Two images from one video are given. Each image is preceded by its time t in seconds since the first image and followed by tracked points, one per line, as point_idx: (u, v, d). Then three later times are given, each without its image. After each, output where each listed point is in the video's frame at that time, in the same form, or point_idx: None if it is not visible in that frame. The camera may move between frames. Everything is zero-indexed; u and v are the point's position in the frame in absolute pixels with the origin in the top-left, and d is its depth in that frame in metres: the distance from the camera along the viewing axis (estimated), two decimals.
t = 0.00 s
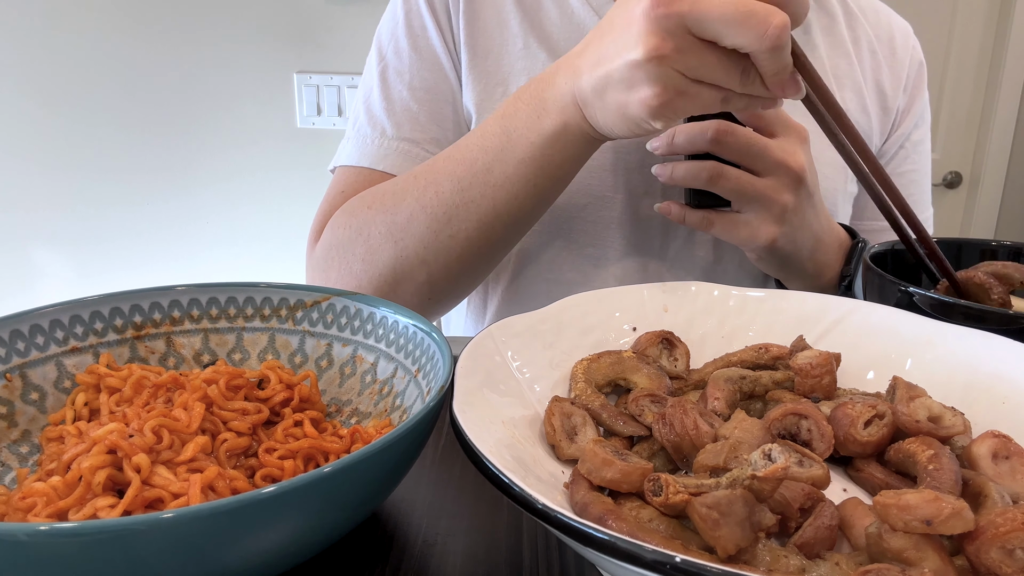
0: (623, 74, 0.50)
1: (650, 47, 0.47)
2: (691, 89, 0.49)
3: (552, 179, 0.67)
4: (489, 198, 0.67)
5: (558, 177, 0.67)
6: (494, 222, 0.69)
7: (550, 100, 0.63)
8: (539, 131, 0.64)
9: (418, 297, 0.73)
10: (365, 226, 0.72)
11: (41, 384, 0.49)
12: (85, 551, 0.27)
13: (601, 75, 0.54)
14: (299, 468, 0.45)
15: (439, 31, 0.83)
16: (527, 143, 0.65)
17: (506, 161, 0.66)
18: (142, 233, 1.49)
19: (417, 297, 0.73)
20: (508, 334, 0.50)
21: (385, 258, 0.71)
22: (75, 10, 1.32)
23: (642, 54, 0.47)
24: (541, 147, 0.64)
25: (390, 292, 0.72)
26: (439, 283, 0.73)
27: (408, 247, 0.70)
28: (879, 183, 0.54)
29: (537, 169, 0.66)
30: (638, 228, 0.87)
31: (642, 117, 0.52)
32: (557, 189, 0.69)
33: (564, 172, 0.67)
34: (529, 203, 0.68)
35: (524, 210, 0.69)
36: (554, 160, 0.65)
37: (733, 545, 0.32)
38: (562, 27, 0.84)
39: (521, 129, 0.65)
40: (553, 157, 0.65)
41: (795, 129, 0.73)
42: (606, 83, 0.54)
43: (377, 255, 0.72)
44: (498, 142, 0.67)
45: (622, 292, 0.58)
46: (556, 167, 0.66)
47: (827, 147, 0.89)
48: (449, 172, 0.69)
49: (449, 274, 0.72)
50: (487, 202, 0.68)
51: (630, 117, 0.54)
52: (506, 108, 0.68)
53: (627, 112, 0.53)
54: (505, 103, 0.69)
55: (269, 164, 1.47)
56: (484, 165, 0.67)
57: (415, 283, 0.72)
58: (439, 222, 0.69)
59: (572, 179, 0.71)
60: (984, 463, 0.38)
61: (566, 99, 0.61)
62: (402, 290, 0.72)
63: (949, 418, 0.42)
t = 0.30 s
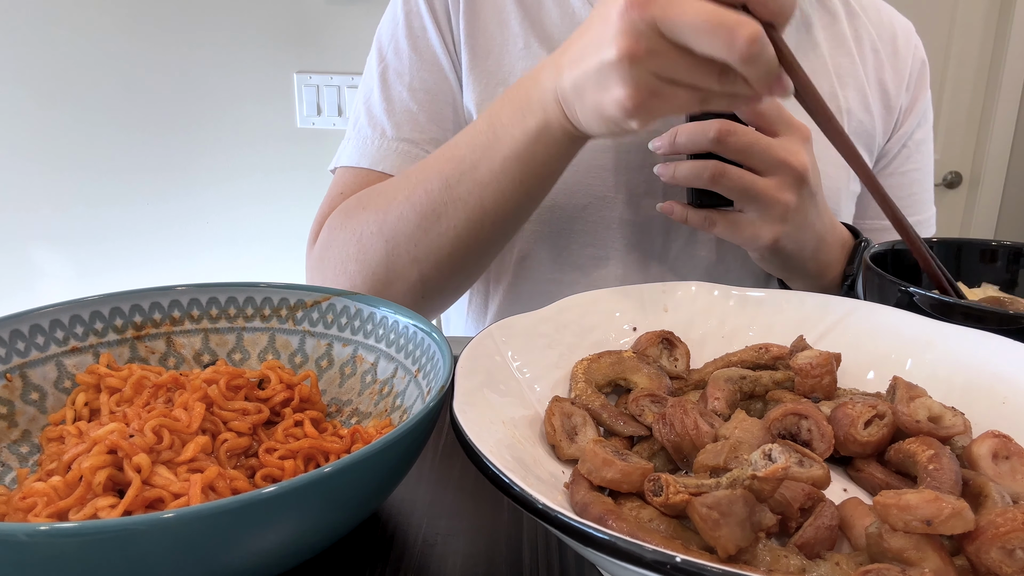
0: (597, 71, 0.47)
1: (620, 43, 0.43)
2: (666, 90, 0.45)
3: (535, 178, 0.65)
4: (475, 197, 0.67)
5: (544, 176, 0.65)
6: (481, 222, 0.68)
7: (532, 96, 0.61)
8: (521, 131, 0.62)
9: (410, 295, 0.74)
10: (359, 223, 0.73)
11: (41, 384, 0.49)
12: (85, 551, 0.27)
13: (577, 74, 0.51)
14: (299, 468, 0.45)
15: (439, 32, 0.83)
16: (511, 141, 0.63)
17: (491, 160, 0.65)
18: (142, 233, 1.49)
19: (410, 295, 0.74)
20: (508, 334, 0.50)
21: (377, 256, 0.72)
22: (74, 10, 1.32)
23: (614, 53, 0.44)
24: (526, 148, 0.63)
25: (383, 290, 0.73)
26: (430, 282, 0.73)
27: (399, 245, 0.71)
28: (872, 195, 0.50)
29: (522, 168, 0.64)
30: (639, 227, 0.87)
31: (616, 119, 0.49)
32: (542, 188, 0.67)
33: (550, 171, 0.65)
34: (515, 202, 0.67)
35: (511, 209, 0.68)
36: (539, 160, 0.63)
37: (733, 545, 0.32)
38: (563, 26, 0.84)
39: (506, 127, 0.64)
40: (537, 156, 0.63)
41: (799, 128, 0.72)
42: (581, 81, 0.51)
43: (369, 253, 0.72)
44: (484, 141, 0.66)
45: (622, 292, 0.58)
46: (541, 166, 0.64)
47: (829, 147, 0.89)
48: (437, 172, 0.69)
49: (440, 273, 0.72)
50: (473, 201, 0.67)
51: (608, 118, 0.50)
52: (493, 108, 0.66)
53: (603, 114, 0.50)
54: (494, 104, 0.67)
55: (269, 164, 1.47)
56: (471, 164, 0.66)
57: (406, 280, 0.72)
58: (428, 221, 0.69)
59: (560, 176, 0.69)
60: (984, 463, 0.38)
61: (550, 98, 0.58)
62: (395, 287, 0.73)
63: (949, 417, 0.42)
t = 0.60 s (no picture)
0: (625, 33, 0.52)
1: None
2: (691, 50, 0.49)
3: (547, 159, 0.66)
4: (485, 182, 0.67)
5: (555, 160, 0.67)
6: (490, 207, 0.69)
7: (545, 78, 0.64)
8: (535, 108, 0.64)
9: (415, 284, 0.73)
10: (362, 219, 0.73)
11: (41, 384, 0.49)
12: (85, 551, 0.27)
13: (603, 41, 0.55)
14: (299, 468, 0.45)
15: (439, 29, 0.83)
16: (523, 121, 0.65)
17: (501, 142, 0.66)
18: (142, 233, 1.49)
19: (415, 285, 0.73)
20: (508, 334, 0.50)
21: (383, 246, 0.71)
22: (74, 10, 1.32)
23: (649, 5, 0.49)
24: (539, 128, 0.64)
25: (388, 281, 0.72)
26: (436, 271, 0.73)
27: (406, 233, 0.70)
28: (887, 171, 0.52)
29: (532, 151, 0.66)
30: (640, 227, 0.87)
31: (640, 77, 0.52)
32: (552, 173, 0.68)
33: (561, 156, 0.67)
34: (526, 186, 0.68)
35: (521, 194, 0.68)
36: (551, 141, 0.65)
37: (733, 545, 0.32)
38: (563, 25, 0.84)
39: (518, 110, 0.66)
40: (547, 137, 0.65)
41: (798, 126, 0.72)
42: (608, 47, 0.55)
43: (374, 244, 0.72)
44: (495, 124, 0.67)
45: (622, 292, 0.58)
46: (552, 148, 0.65)
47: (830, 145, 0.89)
48: (446, 159, 0.69)
49: (446, 262, 0.72)
50: (483, 185, 0.68)
51: (629, 82, 0.54)
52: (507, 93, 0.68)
53: (626, 75, 0.53)
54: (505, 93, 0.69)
55: (269, 164, 1.47)
56: (482, 147, 0.67)
57: (414, 267, 0.72)
58: (436, 209, 0.69)
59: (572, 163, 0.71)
60: (984, 463, 0.38)
61: (567, 75, 0.62)
62: (400, 278, 0.72)
63: (949, 418, 0.42)
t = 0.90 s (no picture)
0: (641, 50, 0.52)
1: (674, 16, 0.49)
2: (710, 67, 0.49)
3: (554, 177, 0.67)
4: (492, 195, 0.68)
5: (562, 179, 0.67)
6: (497, 221, 0.69)
7: (555, 94, 0.65)
8: (542, 125, 0.65)
9: (418, 294, 0.73)
10: (368, 227, 0.72)
11: (41, 384, 0.49)
12: (85, 552, 0.27)
13: (617, 60, 0.56)
14: (299, 468, 0.45)
15: (439, 29, 0.83)
16: (532, 139, 0.65)
17: (510, 158, 0.67)
18: (142, 233, 1.49)
19: (418, 293, 0.73)
20: (508, 334, 0.50)
21: (387, 255, 0.71)
22: (74, 10, 1.32)
23: (666, 24, 0.49)
24: (547, 145, 0.65)
25: (390, 290, 0.72)
26: (439, 281, 0.73)
27: (410, 244, 0.70)
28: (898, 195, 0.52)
29: (541, 167, 0.66)
30: (643, 227, 0.87)
31: (657, 95, 0.53)
32: (559, 190, 0.69)
33: (569, 173, 0.67)
34: (534, 203, 0.68)
35: (528, 209, 0.69)
36: (559, 159, 0.66)
37: (733, 545, 0.31)
38: (564, 24, 0.84)
39: (528, 127, 0.66)
40: (555, 155, 0.65)
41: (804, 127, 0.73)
42: (622, 66, 0.55)
43: (378, 253, 0.71)
44: (504, 140, 0.67)
45: (622, 292, 0.58)
46: (559, 165, 0.66)
47: (832, 146, 0.89)
48: (452, 171, 0.70)
49: (450, 272, 0.72)
50: (490, 200, 0.68)
51: (645, 99, 0.54)
52: (516, 107, 0.69)
53: (642, 92, 0.54)
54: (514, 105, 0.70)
55: (269, 164, 1.47)
56: (489, 162, 0.68)
57: (416, 279, 0.72)
58: (442, 220, 0.69)
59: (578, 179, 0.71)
60: (984, 463, 0.38)
61: (579, 93, 0.62)
62: (403, 286, 0.72)
63: (949, 417, 0.42)
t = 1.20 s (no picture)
0: (647, 60, 0.51)
1: (680, 24, 0.47)
2: (718, 72, 0.48)
3: (561, 187, 0.66)
4: (497, 203, 0.67)
5: (569, 188, 0.67)
6: (500, 231, 0.69)
7: (564, 106, 0.63)
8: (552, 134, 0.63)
9: (422, 301, 0.74)
10: (368, 228, 0.72)
11: (41, 384, 0.49)
12: (85, 552, 0.27)
13: (624, 67, 0.54)
14: (299, 468, 0.45)
15: (441, 29, 0.84)
16: (541, 147, 0.65)
17: (518, 167, 0.66)
18: (142, 233, 1.49)
19: (421, 300, 0.74)
20: (507, 334, 0.50)
21: (390, 263, 0.72)
22: (74, 10, 1.32)
23: (670, 35, 0.48)
24: (556, 154, 0.64)
25: (394, 297, 0.73)
26: (442, 288, 0.73)
27: (413, 253, 0.71)
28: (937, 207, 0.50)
29: (550, 178, 0.65)
30: (645, 227, 0.87)
31: (666, 103, 0.51)
32: (564, 200, 0.68)
33: (574, 183, 0.67)
34: (540, 211, 0.68)
35: (534, 216, 0.69)
36: (567, 170, 0.65)
37: (733, 545, 0.32)
38: (567, 24, 0.84)
39: (535, 135, 0.65)
40: (566, 167, 0.64)
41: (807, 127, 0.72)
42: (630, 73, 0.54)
43: (381, 260, 0.72)
44: (511, 151, 0.67)
45: (622, 292, 0.58)
46: (566, 174, 0.65)
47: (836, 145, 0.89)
48: (456, 181, 0.69)
49: (453, 279, 0.73)
50: (494, 210, 0.68)
51: (653, 108, 0.53)
52: (523, 116, 0.67)
53: (649, 101, 0.52)
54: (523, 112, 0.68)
55: (269, 164, 1.47)
56: (494, 174, 0.67)
57: (420, 287, 0.73)
58: (445, 230, 0.69)
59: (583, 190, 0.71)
60: (984, 463, 0.38)
61: (589, 106, 0.60)
62: (407, 293, 0.73)
63: (949, 417, 0.42)
